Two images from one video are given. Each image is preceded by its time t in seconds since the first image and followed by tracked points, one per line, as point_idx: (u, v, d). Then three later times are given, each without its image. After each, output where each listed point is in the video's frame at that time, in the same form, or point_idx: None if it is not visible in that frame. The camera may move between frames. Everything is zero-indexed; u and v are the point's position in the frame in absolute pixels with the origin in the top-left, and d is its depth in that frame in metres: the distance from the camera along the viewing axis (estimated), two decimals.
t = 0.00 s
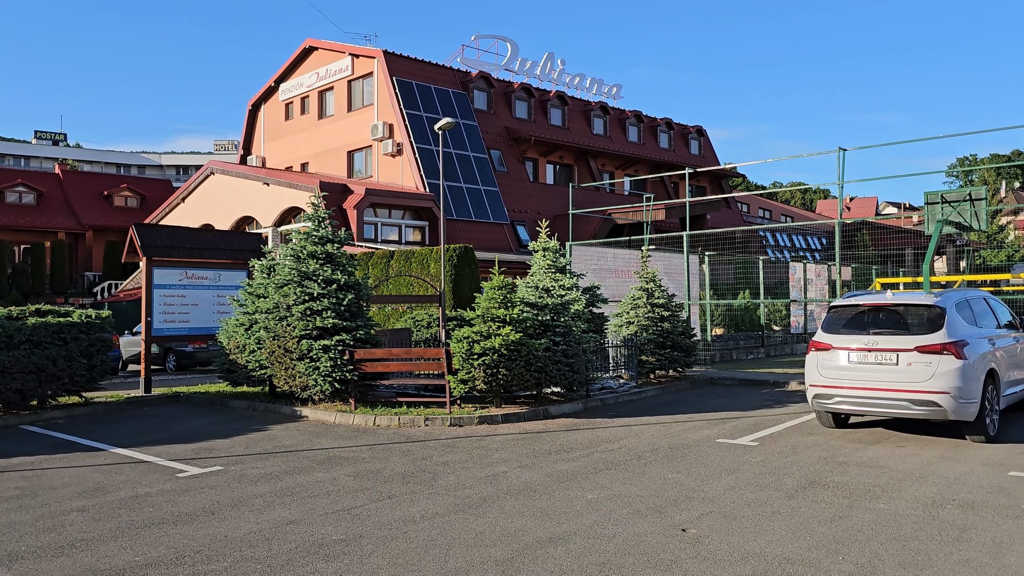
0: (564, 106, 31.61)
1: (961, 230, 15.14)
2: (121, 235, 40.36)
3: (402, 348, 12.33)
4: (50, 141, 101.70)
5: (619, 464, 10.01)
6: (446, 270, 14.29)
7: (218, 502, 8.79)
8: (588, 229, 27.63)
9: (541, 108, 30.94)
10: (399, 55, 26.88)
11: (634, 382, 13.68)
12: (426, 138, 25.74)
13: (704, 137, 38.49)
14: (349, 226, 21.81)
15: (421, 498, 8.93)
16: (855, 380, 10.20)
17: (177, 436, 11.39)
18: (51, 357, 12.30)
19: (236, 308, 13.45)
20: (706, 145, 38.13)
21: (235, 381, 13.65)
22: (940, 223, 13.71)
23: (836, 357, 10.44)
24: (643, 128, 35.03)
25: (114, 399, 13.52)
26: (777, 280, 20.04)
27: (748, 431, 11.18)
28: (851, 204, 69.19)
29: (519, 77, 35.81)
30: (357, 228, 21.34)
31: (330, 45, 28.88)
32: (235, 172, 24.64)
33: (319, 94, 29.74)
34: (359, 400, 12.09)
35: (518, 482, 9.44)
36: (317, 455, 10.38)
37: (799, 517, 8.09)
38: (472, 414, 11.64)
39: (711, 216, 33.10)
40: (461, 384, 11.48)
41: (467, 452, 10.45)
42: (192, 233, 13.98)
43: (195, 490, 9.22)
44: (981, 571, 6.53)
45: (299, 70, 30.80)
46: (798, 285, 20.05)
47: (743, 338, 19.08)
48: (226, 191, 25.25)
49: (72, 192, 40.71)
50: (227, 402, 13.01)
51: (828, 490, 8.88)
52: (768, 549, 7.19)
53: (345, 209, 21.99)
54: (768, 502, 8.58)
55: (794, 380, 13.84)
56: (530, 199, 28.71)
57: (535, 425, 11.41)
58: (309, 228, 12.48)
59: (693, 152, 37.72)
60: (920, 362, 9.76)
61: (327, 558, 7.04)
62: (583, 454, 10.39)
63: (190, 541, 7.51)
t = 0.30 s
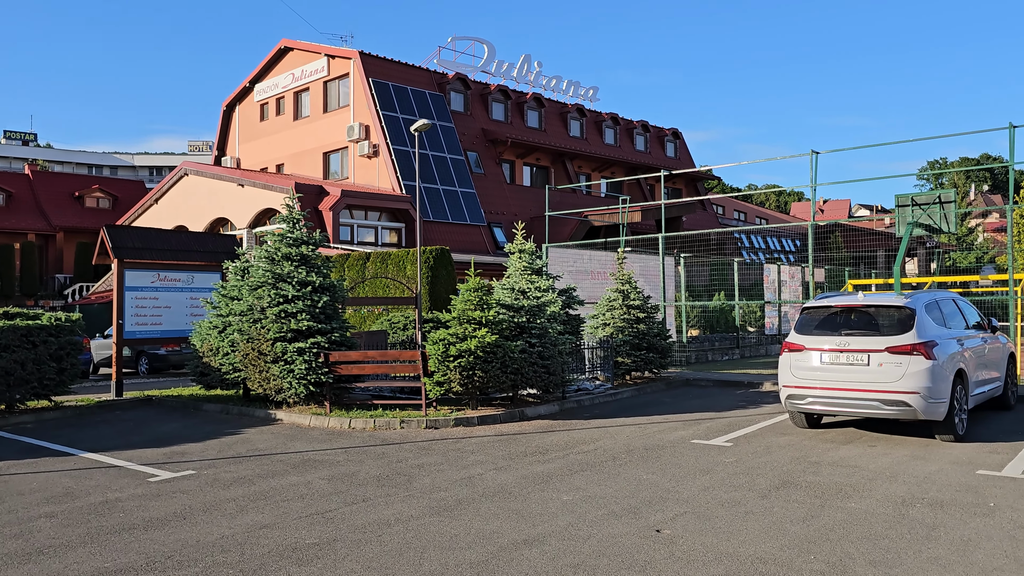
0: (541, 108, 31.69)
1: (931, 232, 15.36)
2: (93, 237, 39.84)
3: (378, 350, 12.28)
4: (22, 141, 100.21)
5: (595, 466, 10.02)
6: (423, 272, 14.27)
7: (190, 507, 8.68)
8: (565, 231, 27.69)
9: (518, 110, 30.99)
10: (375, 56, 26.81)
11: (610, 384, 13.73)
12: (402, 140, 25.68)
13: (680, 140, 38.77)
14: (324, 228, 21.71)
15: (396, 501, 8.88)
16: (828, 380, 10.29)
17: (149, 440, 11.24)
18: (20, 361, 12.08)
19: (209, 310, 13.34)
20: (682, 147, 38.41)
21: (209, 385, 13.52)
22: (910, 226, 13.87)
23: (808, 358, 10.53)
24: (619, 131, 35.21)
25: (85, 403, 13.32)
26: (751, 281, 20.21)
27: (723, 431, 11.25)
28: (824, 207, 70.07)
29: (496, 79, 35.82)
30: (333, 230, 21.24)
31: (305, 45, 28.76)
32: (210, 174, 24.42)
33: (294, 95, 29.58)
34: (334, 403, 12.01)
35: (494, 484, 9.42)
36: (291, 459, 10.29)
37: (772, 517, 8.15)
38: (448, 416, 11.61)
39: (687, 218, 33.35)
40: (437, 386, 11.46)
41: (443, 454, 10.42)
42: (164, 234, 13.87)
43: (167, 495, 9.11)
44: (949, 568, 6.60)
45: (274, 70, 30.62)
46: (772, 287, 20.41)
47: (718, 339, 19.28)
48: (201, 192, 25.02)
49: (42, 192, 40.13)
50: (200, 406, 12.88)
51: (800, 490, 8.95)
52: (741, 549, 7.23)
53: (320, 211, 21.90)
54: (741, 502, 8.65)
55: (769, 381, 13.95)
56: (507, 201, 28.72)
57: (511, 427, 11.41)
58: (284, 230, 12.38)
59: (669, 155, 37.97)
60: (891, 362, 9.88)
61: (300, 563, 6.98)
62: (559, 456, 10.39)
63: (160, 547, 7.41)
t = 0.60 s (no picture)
0: (520, 111, 31.75)
1: (905, 236, 15.56)
2: (67, 239, 39.38)
3: (356, 354, 12.24)
4: None
5: (573, 469, 10.02)
6: (402, 275, 14.24)
7: (165, 514, 8.59)
8: (545, 234, 27.74)
9: (498, 113, 31.03)
10: (355, 59, 26.74)
11: (589, 387, 13.76)
12: (381, 143, 25.62)
13: (659, 144, 38.99)
14: (303, 231, 21.60)
15: (374, 506, 8.84)
16: (804, 383, 10.36)
17: (124, 446, 11.12)
18: None
19: (186, 314, 13.23)
20: (661, 151, 38.62)
21: (185, 390, 13.40)
22: (885, 229, 14.12)
23: (785, 361, 10.60)
24: (599, 134, 35.34)
25: (59, 408, 13.14)
26: (730, 284, 20.32)
27: (701, 434, 11.30)
28: (801, 211, 70.84)
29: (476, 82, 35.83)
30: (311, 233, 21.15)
31: (284, 48, 28.65)
32: (188, 176, 24.21)
33: (273, 98, 29.44)
34: (312, 407, 11.95)
35: (472, 488, 9.41)
36: (268, 463, 10.21)
37: (748, 519, 8.19)
38: (427, 420, 11.58)
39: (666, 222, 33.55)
40: (416, 390, 11.43)
41: (421, 459, 10.38)
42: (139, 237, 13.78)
43: (142, 501, 9.00)
44: (923, 569, 6.66)
45: (252, 72, 30.45)
46: (750, 289, 20.45)
47: (697, 342, 19.43)
48: (179, 195, 24.79)
49: (15, 194, 39.62)
50: (176, 410, 12.76)
51: (777, 492, 9.00)
52: (719, 551, 7.25)
53: (299, 214, 21.79)
54: (718, 504, 8.67)
55: (746, 383, 14.04)
56: (488, 204, 28.73)
57: (490, 430, 11.40)
58: (261, 233, 12.29)
59: (648, 158, 38.18)
60: (866, 364, 9.96)
61: (277, 568, 6.92)
62: (537, 459, 10.39)
63: (135, 554, 7.32)
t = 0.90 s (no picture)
0: (502, 115, 31.78)
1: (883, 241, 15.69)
2: (44, 243, 38.97)
3: (337, 358, 12.18)
4: None
5: (554, 473, 10.01)
6: (384, 279, 14.21)
7: (142, 520, 8.49)
8: (528, 238, 27.76)
9: (481, 117, 31.05)
10: (337, 63, 26.67)
11: (571, 391, 13.77)
12: (364, 146, 25.55)
13: (641, 148, 39.16)
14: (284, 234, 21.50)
15: (354, 511, 8.79)
16: (784, 386, 10.41)
17: (101, 451, 10.99)
18: None
19: (165, 318, 13.14)
20: (643, 155, 38.80)
21: (164, 394, 13.27)
22: (863, 234, 14.27)
23: (765, 364, 10.65)
24: (582, 138, 35.44)
25: (35, 413, 13.00)
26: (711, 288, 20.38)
27: (682, 438, 11.34)
28: (782, 215, 71.37)
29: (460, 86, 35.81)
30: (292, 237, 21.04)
31: (265, 51, 28.54)
32: (168, 179, 24.02)
33: (254, 101, 29.32)
34: (293, 412, 11.88)
35: (453, 493, 9.37)
36: (247, 469, 10.13)
37: (728, 522, 8.21)
38: (408, 424, 11.54)
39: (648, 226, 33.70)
40: (397, 395, 11.37)
41: (402, 464, 10.33)
42: (117, 240, 13.66)
43: (118, 508, 8.89)
44: (900, 571, 6.70)
45: (233, 75, 30.32)
46: (732, 292, 20.21)
47: (678, 346, 19.56)
48: (159, 198, 24.60)
49: None
50: (155, 415, 12.66)
51: (756, 495, 9.04)
52: (699, 555, 7.27)
53: (280, 217, 21.67)
54: (698, 508, 8.70)
55: (727, 387, 14.10)
56: (471, 208, 28.72)
57: (472, 435, 11.37)
58: (241, 236, 12.21)
59: (630, 162, 38.35)
60: (845, 368, 10.02)
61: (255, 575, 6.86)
62: (518, 463, 10.38)
63: (110, 561, 7.23)
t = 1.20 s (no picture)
0: (487, 119, 31.79)
1: (865, 244, 15.81)
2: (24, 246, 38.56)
3: (320, 362, 12.13)
4: None
5: (538, 477, 10.00)
6: (368, 282, 14.17)
7: (123, 526, 8.40)
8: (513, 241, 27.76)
9: (465, 121, 31.06)
10: (321, 65, 26.60)
11: (555, 394, 13.78)
12: (348, 149, 25.48)
13: (626, 152, 39.28)
14: (267, 237, 21.42)
15: (337, 516, 8.74)
16: (767, 389, 10.47)
17: (81, 456, 10.87)
18: None
19: (146, 322, 13.04)
20: (627, 159, 38.92)
21: (145, 399, 13.14)
22: (846, 238, 14.35)
23: (748, 367, 10.70)
24: (566, 142, 35.50)
25: (13, 418, 12.84)
26: (695, 291, 20.50)
27: (666, 440, 11.37)
28: (765, 218, 71.72)
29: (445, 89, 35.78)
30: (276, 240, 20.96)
31: (249, 53, 28.43)
32: (151, 182, 23.84)
33: (237, 103, 29.18)
34: (276, 416, 11.81)
35: (437, 497, 9.34)
36: (230, 474, 10.05)
37: (711, 525, 8.24)
38: (392, 428, 11.50)
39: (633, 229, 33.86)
40: (381, 399, 11.33)
41: (386, 468, 10.28)
42: (98, 244, 13.55)
43: (98, 513, 8.80)
44: (881, 573, 6.74)
45: (216, 77, 30.17)
46: (715, 296, 20.64)
47: (662, 349, 19.66)
48: (141, 201, 24.40)
49: None
50: (136, 420, 12.56)
51: (739, 498, 9.07)
52: (682, 557, 7.29)
53: (264, 221, 21.56)
54: (682, 511, 8.72)
55: (711, 390, 14.15)
56: (455, 212, 28.70)
57: (456, 438, 11.35)
58: (223, 239, 12.14)
59: (615, 166, 38.47)
60: (827, 370, 10.09)
61: None
62: (502, 467, 10.36)
63: (90, 568, 7.15)
